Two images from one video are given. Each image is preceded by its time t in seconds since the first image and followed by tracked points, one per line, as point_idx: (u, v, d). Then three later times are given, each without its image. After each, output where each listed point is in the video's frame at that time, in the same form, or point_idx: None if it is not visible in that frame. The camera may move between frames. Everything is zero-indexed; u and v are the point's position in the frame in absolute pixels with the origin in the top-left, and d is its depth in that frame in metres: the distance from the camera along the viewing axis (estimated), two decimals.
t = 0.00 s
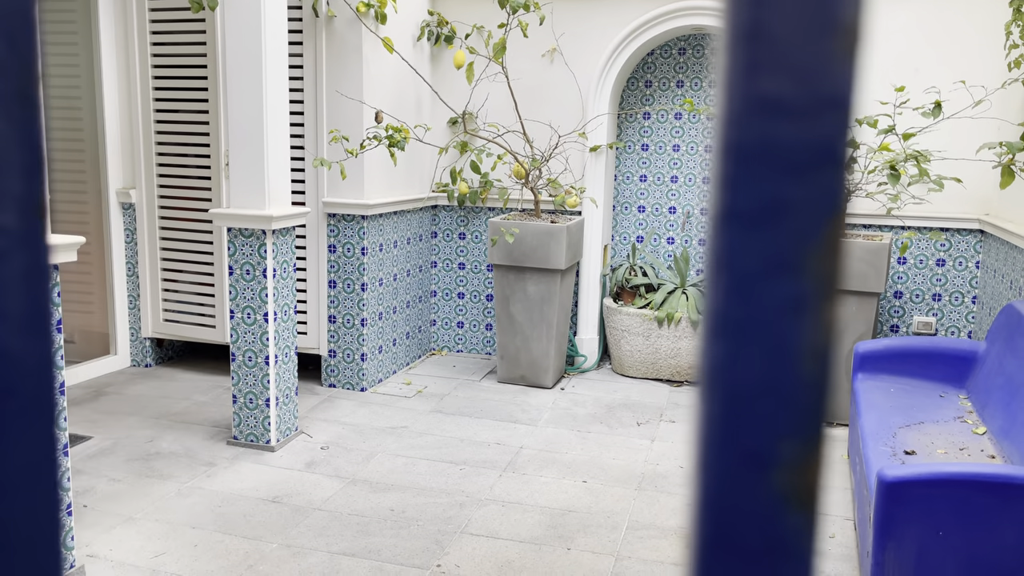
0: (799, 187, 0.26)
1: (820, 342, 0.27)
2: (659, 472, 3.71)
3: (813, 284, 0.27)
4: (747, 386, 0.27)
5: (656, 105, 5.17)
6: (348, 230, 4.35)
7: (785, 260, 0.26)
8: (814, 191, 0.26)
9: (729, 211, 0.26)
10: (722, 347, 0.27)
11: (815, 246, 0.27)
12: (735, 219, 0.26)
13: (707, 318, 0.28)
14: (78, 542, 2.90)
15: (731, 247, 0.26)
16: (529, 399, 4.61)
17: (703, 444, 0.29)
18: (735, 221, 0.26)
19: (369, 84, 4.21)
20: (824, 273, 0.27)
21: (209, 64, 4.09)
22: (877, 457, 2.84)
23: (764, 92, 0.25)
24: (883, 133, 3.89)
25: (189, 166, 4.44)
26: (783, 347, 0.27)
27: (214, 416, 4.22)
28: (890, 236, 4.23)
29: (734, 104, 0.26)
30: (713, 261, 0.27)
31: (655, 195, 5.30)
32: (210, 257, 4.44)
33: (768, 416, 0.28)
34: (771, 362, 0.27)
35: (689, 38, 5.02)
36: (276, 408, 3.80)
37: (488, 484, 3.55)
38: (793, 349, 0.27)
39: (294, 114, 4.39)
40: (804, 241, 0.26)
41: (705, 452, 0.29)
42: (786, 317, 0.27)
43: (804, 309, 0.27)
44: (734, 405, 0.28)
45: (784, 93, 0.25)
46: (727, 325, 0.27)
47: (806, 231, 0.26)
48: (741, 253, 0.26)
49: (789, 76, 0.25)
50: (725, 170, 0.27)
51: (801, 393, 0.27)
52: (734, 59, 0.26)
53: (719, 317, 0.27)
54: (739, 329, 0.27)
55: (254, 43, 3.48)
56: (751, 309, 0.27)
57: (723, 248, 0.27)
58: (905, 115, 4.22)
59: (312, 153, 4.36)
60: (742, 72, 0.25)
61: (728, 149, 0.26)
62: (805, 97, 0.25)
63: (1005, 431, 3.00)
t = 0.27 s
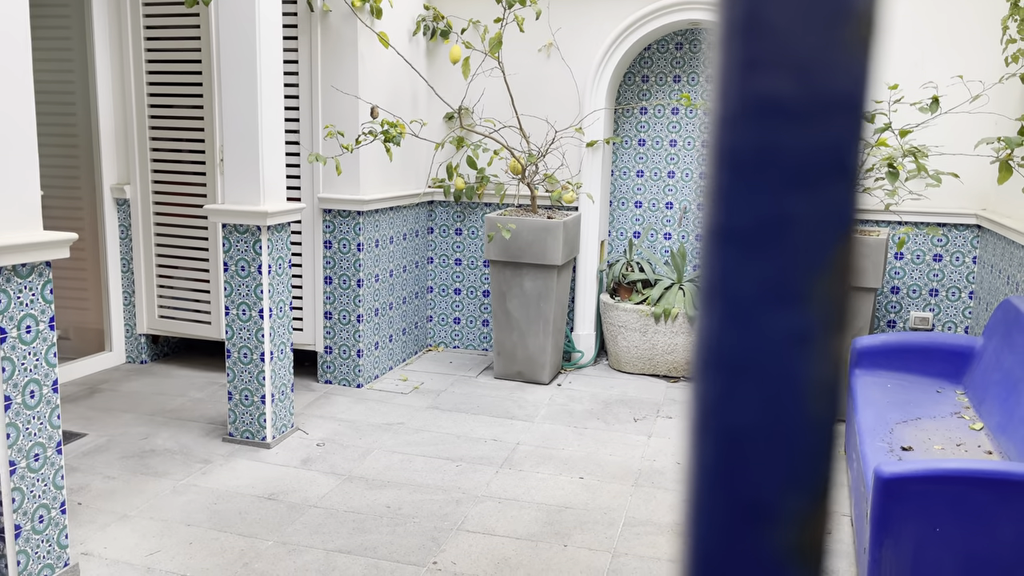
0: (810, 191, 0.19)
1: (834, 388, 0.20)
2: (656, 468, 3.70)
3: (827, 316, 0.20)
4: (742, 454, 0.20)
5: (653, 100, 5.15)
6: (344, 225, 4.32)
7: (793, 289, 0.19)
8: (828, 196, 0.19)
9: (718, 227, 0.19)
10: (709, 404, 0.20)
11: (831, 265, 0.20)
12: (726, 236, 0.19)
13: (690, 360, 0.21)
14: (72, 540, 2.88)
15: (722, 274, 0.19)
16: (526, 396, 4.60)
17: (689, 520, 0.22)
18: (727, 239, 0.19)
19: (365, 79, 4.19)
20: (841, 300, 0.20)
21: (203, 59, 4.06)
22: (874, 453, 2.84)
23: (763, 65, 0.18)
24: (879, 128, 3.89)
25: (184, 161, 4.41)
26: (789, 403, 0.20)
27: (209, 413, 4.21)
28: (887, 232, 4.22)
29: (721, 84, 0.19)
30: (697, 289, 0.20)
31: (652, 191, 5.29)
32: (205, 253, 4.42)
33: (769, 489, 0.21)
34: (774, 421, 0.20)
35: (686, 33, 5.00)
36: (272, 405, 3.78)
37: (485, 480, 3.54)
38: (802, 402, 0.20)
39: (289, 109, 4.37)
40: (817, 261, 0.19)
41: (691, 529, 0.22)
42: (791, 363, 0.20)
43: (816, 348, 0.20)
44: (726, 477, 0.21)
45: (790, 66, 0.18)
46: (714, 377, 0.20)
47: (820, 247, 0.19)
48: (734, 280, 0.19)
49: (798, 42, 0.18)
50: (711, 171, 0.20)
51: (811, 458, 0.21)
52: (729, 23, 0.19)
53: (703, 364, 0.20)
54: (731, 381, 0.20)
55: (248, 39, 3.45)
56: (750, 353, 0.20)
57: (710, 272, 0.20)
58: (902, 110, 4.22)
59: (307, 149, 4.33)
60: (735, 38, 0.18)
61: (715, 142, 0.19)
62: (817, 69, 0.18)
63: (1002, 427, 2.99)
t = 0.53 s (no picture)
0: (849, 191, 0.17)
1: (878, 414, 0.18)
2: (653, 463, 3.69)
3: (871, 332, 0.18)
4: (770, 487, 0.18)
5: (650, 94, 5.13)
6: (340, 220, 4.30)
7: (831, 300, 0.17)
8: (873, 197, 0.17)
9: (747, 229, 0.17)
10: (733, 430, 0.18)
11: (875, 275, 0.17)
12: (756, 242, 0.17)
13: (710, 382, 0.19)
14: (67, 537, 2.87)
15: (749, 284, 0.17)
16: (522, 391, 4.59)
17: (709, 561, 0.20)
18: (756, 244, 0.17)
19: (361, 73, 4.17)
20: (886, 314, 0.18)
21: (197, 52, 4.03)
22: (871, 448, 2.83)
23: (798, 46, 0.16)
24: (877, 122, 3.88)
25: (179, 156, 4.39)
26: (825, 428, 0.18)
27: (205, 408, 4.19)
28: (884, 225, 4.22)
29: (749, 73, 0.17)
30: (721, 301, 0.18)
31: (649, 185, 5.28)
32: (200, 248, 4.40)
33: (801, 526, 0.18)
34: (808, 450, 0.18)
35: (683, 27, 4.99)
36: (268, 400, 3.76)
37: (482, 476, 3.54)
38: (840, 428, 0.18)
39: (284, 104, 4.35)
40: (860, 270, 0.17)
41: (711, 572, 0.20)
42: (829, 381, 0.18)
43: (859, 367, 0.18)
44: (752, 510, 0.18)
45: (826, 53, 0.16)
46: (741, 400, 0.18)
47: (864, 254, 0.17)
48: (763, 291, 0.17)
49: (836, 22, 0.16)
50: (736, 169, 0.18)
51: (851, 492, 0.18)
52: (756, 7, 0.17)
53: (727, 385, 0.18)
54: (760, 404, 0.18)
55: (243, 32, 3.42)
56: (782, 372, 0.17)
57: (735, 283, 0.18)
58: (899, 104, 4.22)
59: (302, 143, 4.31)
60: (765, 16, 0.17)
61: (741, 136, 0.18)
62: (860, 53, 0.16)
63: (999, 421, 2.99)
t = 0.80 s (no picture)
0: (900, 224, 0.19)
1: (930, 438, 0.20)
2: (649, 459, 3.70)
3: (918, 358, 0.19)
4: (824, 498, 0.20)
5: (645, 90, 5.12)
6: (335, 217, 4.29)
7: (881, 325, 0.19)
8: (919, 232, 0.19)
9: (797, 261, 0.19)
10: (786, 448, 0.20)
11: (925, 308, 0.19)
12: (809, 272, 0.19)
13: (761, 407, 0.21)
14: (63, 535, 2.86)
15: (800, 314, 0.19)
16: (518, 387, 4.59)
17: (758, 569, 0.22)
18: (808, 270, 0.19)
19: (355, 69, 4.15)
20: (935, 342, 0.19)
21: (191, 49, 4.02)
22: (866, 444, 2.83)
23: (858, 83, 0.18)
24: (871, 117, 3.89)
25: (173, 153, 4.37)
26: (874, 452, 0.19)
27: (201, 406, 4.18)
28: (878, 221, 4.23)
29: (799, 110, 0.19)
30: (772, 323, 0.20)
31: (644, 181, 5.27)
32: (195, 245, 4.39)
33: (853, 544, 0.20)
34: (860, 471, 0.19)
35: (678, 22, 4.98)
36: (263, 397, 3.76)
37: (478, 472, 3.54)
38: (895, 439, 0.19)
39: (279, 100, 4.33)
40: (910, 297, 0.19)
41: None
42: (878, 410, 0.19)
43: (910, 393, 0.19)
44: (806, 526, 0.20)
45: (883, 94, 0.18)
46: (792, 424, 0.19)
47: (913, 289, 0.19)
48: (813, 320, 0.19)
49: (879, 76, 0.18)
50: (794, 193, 0.19)
51: (902, 497, 0.20)
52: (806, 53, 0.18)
53: (780, 405, 0.20)
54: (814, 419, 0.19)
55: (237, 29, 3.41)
56: (826, 400, 0.19)
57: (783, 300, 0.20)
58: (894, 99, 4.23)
59: (297, 139, 4.30)
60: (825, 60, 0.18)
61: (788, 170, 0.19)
62: (905, 102, 0.18)
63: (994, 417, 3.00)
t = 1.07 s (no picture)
0: (940, 221, 0.17)
1: (969, 450, 0.18)
2: (642, 455, 3.70)
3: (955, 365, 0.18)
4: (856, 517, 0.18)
5: (637, 86, 5.11)
6: (326, 214, 4.28)
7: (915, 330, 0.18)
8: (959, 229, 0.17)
9: (828, 262, 0.17)
10: (813, 464, 0.18)
11: (968, 314, 0.18)
12: (843, 269, 0.17)
13: (787, 416, 0.20)
14: (54, 536, 2.84)
15: (831, 318, 0.17)
16: (511, 384, 4.59)
17: None
18: (838, 271, 0.17)
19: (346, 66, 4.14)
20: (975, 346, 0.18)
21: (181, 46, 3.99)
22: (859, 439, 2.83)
23: (894, 76, 0.16)
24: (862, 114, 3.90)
25: (162, 150, 4.34)
26: (913, 465, 0.18)
27: (192, 404, 4.16)
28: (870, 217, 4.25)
29: (823, 99, 0.17)
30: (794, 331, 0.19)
31: (636, 178, 5.27)
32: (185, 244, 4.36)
33: (889, 565, 0.19)
34: (898, 488, 0.18)
35: (669, 19, 4.98)
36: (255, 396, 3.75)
37: (471, 470, 3.53)
38: (935, 454, 0.18)
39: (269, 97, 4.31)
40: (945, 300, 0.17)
41: None
42: (919, 421, 0.18)
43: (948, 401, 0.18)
44: (839, 544, 0.19)
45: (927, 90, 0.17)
46: (824, 435, 0.18)
47: (957, 288, 0.17)
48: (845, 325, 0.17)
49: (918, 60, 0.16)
50: (827, 191, 0.18)
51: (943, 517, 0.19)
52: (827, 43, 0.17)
53: (805, 416, 0.18)
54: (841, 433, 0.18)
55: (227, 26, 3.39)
56: (861, 408, 0.18)
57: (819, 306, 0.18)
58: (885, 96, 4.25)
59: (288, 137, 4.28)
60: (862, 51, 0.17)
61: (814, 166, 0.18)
62: (946, 97, 0.17)
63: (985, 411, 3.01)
